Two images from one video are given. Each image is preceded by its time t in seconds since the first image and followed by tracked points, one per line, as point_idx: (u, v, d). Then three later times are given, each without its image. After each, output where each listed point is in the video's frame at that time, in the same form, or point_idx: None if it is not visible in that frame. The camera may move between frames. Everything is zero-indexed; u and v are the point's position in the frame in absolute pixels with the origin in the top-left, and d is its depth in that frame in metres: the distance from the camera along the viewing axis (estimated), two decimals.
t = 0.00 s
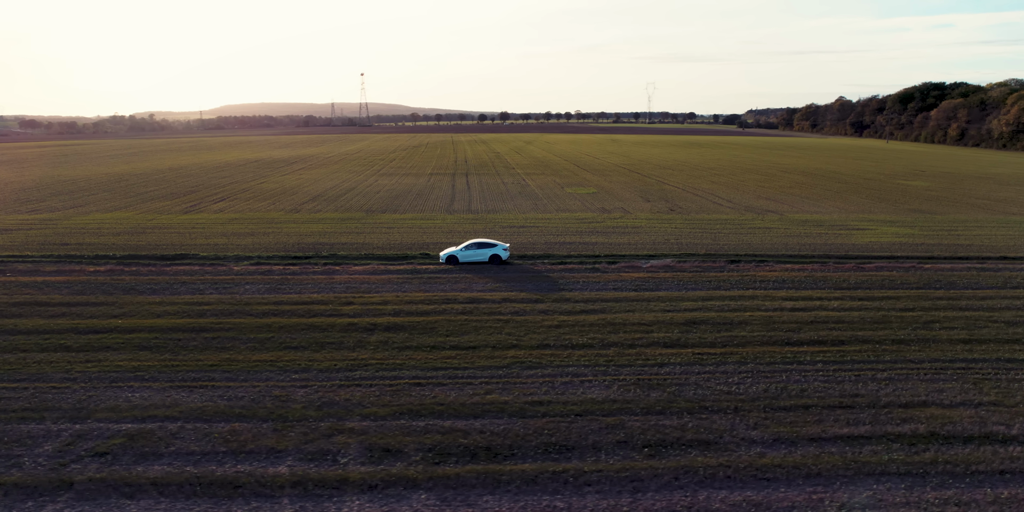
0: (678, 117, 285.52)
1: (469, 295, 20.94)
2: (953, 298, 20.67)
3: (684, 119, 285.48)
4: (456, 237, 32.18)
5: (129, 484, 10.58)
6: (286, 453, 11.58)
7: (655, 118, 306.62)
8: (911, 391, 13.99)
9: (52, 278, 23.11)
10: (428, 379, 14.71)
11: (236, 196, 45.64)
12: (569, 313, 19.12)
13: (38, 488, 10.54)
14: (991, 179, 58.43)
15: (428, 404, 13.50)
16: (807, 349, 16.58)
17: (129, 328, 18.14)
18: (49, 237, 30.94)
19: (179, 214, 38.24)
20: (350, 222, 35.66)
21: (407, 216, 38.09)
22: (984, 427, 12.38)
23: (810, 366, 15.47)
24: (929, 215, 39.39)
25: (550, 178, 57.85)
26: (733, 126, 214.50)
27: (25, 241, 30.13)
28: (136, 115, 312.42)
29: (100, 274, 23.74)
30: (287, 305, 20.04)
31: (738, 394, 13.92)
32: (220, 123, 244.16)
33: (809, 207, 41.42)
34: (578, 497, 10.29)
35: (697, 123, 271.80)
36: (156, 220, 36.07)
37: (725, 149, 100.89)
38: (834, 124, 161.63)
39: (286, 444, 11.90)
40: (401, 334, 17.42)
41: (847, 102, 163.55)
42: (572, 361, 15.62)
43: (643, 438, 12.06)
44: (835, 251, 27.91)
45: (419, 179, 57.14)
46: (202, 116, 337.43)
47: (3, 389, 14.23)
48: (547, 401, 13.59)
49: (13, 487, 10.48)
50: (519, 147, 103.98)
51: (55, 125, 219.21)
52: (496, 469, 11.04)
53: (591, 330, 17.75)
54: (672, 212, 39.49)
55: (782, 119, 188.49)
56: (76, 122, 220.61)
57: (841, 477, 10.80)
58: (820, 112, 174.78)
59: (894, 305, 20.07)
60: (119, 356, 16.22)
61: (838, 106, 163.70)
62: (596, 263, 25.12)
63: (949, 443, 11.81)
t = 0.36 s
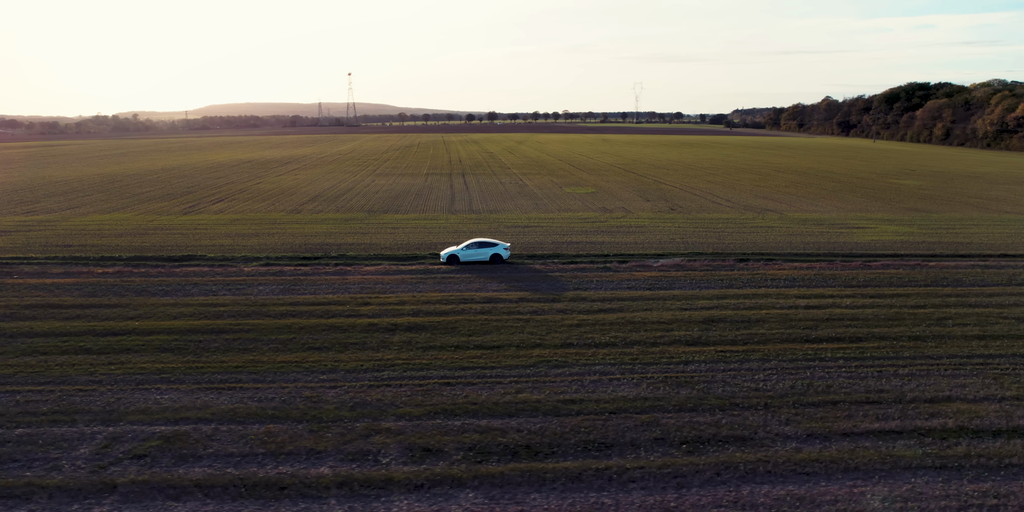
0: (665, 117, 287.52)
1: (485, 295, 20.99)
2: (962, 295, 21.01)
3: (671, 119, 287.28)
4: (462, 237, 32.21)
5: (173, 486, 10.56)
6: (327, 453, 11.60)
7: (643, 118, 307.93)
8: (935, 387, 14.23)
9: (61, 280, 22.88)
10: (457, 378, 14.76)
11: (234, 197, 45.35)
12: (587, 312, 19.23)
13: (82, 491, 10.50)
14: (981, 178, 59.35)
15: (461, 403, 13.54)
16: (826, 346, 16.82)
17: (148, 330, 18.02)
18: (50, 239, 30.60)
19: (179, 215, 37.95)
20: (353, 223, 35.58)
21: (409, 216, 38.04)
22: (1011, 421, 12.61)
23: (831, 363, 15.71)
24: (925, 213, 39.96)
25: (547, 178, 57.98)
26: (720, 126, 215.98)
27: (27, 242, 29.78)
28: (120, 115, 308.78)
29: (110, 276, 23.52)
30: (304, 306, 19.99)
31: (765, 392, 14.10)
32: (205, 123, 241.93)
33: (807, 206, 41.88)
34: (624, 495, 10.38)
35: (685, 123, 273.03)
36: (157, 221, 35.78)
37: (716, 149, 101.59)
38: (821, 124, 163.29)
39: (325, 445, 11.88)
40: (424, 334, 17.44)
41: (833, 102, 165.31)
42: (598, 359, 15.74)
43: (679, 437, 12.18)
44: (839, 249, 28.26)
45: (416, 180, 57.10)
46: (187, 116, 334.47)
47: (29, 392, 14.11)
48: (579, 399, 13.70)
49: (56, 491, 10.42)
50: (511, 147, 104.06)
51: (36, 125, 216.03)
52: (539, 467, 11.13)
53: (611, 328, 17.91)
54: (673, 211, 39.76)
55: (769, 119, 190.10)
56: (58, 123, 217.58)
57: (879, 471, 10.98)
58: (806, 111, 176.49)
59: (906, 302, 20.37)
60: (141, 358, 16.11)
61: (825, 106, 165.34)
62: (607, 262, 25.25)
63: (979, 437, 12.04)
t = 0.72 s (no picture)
0: (653, 116, 288.95)
1: (501, 295, 21.06)
2: (970, 292, 21.38)
3: (658, 119, 288.64)
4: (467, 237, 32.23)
5: (218, 488, 10.53)
6: (367, 453, 11.61)
7: (630, 117, 309.17)
8: (957, 382, 14.49)
9: (70, 282, 22.66)
10: (486, 377, 14.82)
11: (232, 197, 45.04)
12: (606, 311, 19.36)
13: (126, 494, 10.45)
14: (970, 177, 60.34)
15: (493, 403, 13.59)
16: (845, 343, 17.07)
17: (166, 332, 17.88)
18: (52, 241, 30.24)
19: (179, 216, 37.64)
20: (357, 223, 35.49)
21: (412, 217, 38.00)
22: None
23: (852, 359, 15.96)
24: (921, 212, 40.52)
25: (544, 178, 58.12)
26: (708, 126, 217.40)
27: (28, 244, 29.42)
28: (103, 116, 305.16)
29: (119, 278, 23.30)
30: (321, 306, 19.95)
31: (792, 388, 14.31)
32: (190, 123, 239.61)
33: (805, 205, 42.35)
34: (669, 492, 10.50)
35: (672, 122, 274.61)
36: (158, 223, 35.48)
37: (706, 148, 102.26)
38: (808, 123, 164.87)
39: (365, 445, 11.89)
40: (446, 334, 17.46)
41: (819, 102, 167.03)
42: (623, 358, 15.87)
43: (714, 434, 12.33)
44: (843, 248, 28.63)
45: (413, 180, 57.00)
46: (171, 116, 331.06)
47: (55, 396, 13.97)
48: (610, 397, 13.81)
49: (101, 494, 10.37)
50: (504, 147, 104.07)
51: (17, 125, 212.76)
52: (581, 465, 11.23)
53: (632, 327, 18.05)
54: (674, 210, 40.03)
55: (756, 119, 191.59)
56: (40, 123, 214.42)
57: (915, 465, 11.19)
58: (793, 111, 178.09)
59: (916, 299, 20.68)
60: (164, 360, 15.99)
61: (812, 106, 166.98)
62: (618, 262, 25.41)
63: (1008, 431, 12.29)
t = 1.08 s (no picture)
0: (639, 116, 290.24)
1: (518, 295, 21.13)
2: (977, 289, 21.74)
3: (645, 119, 290.00)
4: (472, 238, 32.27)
5: (264, 490, 10.50)
6: (408, 453, 11.64)
7: (617, 117, 310.15)
8: (977, 377, 14.77)
9: (80, 284, 22.43)
10: (514, 377, 14.89)
11: (230, 198, 44.73)
12: (624, 310, 19.50)
13: (171, 496, 10.43)
14: (959, 176, 61.27)
15: (526, 401, 13.66)
16: (862, 339, 17.33)
17: (186, 334, 17.75)
18: (54, 242, 29.92)
19: (178, 217, 37.34)
20: (360, 223, 35.41)
21: (414, 217, 37.95)
22: None
23: (872, 356, 16.20)
24: (916, 210, 41.11)
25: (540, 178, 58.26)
26: (695, 126, 218.77)
27: (29, 246, 29.07)
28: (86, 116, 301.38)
29: (129, 280, 23.10)
30: (338, 307, 19.90)
31: (817, 385, 14.51)
32: (175, 124, 237.20)
33: (803, 204, 42.81)
34: (712, 488, 10.63)
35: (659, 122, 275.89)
36: (158, 224, 35.17)
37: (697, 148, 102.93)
38: (795, 123, 166.45)
39: (404, 445, 11.90)
40: (469, 334, 17.50)
41: (806, 102, 168.71)
42: (648, 356, 16.02)
43: (749, 431, 12.47)
44: (847, 246, 28.99)
45: (409, 180, 56.91)
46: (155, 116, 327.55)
47: (83, 398, 13.88)
48: (640, 395, 13.96)
49: (146, 497, 10.35)
50: (495, 147, 104.09)
51: None
52: (621, 462, 11.35)
53: (652, 326, 18.21)
54: (675, 210, 40.31)
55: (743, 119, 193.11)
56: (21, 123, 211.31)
57: (948, 459, 11.40)
58: (780, 111, 179.71)
59: (926, 297, 20.99)
60: (187, 362, 15.88)
61: (799, 106, 168.55)
62: (628, 261, 25.58)
63: None
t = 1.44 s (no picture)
0: (626, 116, 291.90)
1: (533, 295, 21.21)
2: (984, 285, 22.13)
3: (632, 118, 291.43)
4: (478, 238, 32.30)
5: (310, 492, 10.47)
6: (448, 453, 11.67)
7: (604, 117, 311.61)
8: (997, 373, 15.05)
9: (90, 287, 22.21)
10: (542, 376, 14.97)
11: (228, 199, 44.42)
12: (641, 309, 19.66)
13: (217, 499, 10.39)
14: (949, 175, 62.15)
15: (558, 400, 13.74)
16: (879, 336, 17.60)
17: (205, 336, 17.63)
18: (56, 245, 29.59)
19: (179, 219, 37.04)
20: (363, 224, 35.36)
21: (416, 217, 37.92)
22: None
23: (891, 352, 16.48)
24: (911, 209, 41.65)
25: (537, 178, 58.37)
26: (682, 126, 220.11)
27: (32, 248, 28.73)
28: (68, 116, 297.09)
29: (139, 282, 22.92)
30: (356, 308, 19.87)
31: (842, 381, 14.74)
32: (159, 124, 234.89)
33: (800, 204, 43.23)
34: (755, 484, 10.77)
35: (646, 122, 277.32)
36: (159, 226, 34.88)
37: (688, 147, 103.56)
38: (782, 123, 167.97)
39: (443, 445, 11.93)
40: (491, 334, 17.55)
41: (792, 102, 170.29)
42: (672, 355, 16.17)
43: (782, 428, 12.65)
44: (850, 245, 29.37)
45: (406, 181, 56.80)
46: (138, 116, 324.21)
47: (112, 402, 13.78)
48: (670, 393, 14.12)
49: (193, 500, 10.31)
50: (487, 147, 104.04)
51: None
52: (662, 460, 11.48)
53: (671, 324, 18.38)
54: (675, 210, 40.60)
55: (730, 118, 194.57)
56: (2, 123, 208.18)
57: (981, 453, 11.63)
58: (767, 111, 181.34)
59: (936, 294, 21.31)
60: (211, 364, 15.78)
61: (786, 106, 170.04)
62: (638, 260, 25.76)
63: None
